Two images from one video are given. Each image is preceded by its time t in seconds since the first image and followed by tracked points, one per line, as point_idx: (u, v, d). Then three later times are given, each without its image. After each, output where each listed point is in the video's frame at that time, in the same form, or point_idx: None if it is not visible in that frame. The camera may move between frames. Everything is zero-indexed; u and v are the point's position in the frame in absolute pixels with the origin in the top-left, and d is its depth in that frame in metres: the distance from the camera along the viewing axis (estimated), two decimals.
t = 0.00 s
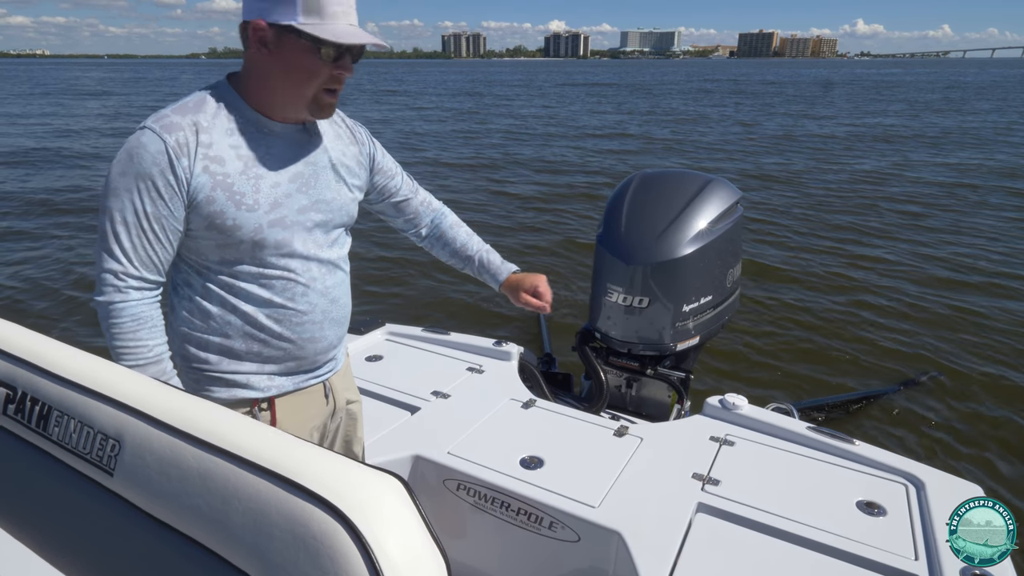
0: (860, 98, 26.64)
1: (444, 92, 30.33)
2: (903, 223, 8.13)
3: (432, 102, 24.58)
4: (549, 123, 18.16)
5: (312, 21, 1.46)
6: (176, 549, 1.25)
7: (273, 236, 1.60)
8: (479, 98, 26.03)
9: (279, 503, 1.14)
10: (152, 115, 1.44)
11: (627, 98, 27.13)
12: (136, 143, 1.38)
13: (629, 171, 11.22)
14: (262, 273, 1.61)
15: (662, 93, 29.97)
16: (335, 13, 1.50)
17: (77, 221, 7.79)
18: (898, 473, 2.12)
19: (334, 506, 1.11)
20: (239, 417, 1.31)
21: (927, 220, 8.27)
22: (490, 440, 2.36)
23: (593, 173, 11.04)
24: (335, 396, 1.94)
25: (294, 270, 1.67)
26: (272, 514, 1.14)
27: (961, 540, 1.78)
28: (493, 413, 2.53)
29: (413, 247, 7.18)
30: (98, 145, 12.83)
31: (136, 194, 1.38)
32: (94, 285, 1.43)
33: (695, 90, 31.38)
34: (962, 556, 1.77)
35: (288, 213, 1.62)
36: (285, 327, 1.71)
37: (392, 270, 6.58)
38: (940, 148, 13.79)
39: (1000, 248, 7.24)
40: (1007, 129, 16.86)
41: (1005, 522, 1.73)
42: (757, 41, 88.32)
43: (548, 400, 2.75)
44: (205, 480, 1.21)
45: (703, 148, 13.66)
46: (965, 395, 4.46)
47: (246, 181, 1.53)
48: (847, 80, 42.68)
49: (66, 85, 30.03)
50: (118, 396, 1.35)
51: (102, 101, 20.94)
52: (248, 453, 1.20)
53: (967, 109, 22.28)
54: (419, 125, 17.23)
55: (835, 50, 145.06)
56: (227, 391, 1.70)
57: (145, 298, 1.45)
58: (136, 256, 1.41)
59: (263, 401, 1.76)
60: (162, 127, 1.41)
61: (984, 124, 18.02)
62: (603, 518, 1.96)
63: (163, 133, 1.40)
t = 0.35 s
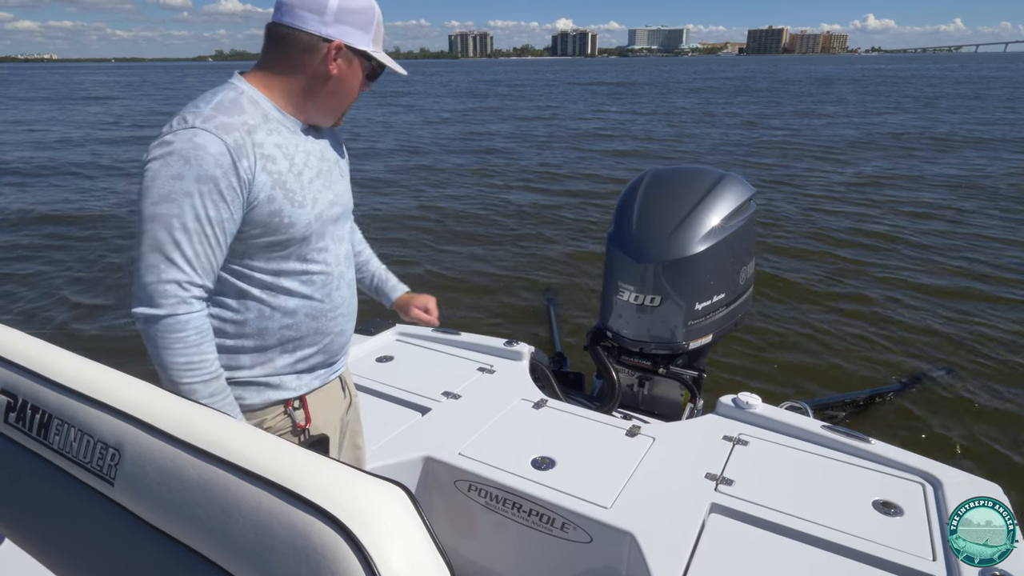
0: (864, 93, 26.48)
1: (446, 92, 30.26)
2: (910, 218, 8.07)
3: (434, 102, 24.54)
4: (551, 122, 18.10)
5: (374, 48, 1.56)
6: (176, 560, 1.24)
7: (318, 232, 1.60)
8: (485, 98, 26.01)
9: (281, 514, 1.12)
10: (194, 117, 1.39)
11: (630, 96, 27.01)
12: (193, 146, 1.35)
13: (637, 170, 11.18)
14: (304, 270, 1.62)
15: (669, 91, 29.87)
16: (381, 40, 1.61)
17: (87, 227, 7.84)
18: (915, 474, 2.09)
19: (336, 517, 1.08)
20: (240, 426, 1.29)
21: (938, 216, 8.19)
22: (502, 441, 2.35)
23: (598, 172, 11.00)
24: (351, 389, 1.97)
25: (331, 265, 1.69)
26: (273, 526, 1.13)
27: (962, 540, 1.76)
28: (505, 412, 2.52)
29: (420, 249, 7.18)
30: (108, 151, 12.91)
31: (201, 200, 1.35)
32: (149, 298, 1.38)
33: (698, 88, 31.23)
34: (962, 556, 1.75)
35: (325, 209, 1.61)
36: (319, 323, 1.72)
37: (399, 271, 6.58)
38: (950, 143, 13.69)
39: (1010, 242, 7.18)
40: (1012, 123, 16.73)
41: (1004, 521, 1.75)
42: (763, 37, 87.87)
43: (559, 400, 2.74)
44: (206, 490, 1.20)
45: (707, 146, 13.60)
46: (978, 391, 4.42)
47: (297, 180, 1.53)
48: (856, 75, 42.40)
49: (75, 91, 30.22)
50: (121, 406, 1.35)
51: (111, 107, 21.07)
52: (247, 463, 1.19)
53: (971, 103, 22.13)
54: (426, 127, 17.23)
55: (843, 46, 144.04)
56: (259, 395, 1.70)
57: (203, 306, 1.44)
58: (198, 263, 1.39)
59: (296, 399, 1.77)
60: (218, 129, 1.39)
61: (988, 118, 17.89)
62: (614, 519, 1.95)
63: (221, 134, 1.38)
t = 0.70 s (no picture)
0: (859, 89, 26.45)
1: (441, 88, 30.20)
2: (908, 215, 8.07)
3: (429, 98, 24.48)
4: (547, 118, 18.07)
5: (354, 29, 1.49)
6: (174, 557, 1.24)
7: (324, 222, 1.62)
8: (486, 94, 25.99)
9: (280, 512, 1.12)
10: (206, 111, 1.39)
11: (625, 92, 26.96)
12: (216, 138, 1.36)
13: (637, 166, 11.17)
14: (310, 260, 1.63)
15: (670, 86, 29.82)
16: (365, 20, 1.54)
17: (88, 223, 7.86)
18: (916, 470, 2.09)
19: (334, 514, 1.09)
20: (241, 424, 1.29)
21: (936, 213, 8.19)
22: (504, 437, 2.35)
23: (593, 169, 10.98)
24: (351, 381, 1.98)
25: (331, 255, 1.70)
26: (272, 524, 1.13)
27: (961, 540, 1.75)
28: (508, 409, 2.53)
29: (422, 246, 7.18)
30: (109, 148, 12.91)
31: (229, 189, 1.35)
32: (198, 293, 1.36)
33: (694, 84, 31.19)
34: (961, 556, 1.74)
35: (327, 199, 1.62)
36: (324, 313, 1.73)
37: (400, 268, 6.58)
38: (952, 138, 13.64)
39: (1006, 239, 7.19)
40: (1007, 118, 16.72)
41: (1005, 522, 1.73)
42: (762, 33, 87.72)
43: (560, 397, 2.74)
44: (204, 487, 1.21)
45: (704, 142, 13.58)
46: (978, 388, 4.43)
47: (303, 170, 1.54)
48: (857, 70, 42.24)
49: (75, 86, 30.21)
50: (121, 403, 1.35)
51: (111, 104, 21.06)
52: (247, 461, 1.19)
53: (965, 99, 22.12)
54: (427, 123, 17.22)
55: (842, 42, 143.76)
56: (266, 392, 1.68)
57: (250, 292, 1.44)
58: (238, 251, 1.39)
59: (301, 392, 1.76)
60: (234, 120, 1.39)
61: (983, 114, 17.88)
62: (616, 515, 1.95)
63: (237, 124, 1.39)
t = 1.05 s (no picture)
0: (858, 79, 26.35)
1: (439, 77, 30.07)
2: (907, 207, 8.06)
3: (427, 87, 24.39)
4: (546, 107, 18.01)
5: None
6: (176, 548, 1.24)
7: (309, 211, 1.60)
8: (488, 83, 25.88)
9: (279, 505, 1.12)
10: (179, 91, 1.40)
11: (624, 81, 26.85)
12: (181, 118, 1.35)
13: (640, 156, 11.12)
14: (294, 247, 1.61)
15: (673, 76, 29.68)
16: None
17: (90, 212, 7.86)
18: (917, 462, 2.10)
19: (334, 506, 1.08)
20: (238, 413, 1.28)
21: (936, 204, 8.17)
22: (506, 427, 2.35)
23: (592, 158, 10.94)
24: (348, 372, 1.94)
25: (321, 245, 1.68)
26: (271, 517, 1.12)
27: (961, 540, 1.72)
28: (508, 399, 2.52)
29: (423, 236, 7.16)
30: (110, 135, 12.89)
31: (189, 170, 1.34)
32: (149, 272, 1.35)
33: (693, 73, 31.05)
34: (962, 556, 1.71)
35: (317, 188, 1.60)
36: (311, 304, 1.71)
37: (401, 258, 6.56)
38: (958, 130, 13.54)
39: (1006, 231, 7.18)
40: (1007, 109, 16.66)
41: (1005, 522, 1.69)
42: (762, 22, 87.23)
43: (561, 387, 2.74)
44: (203, 479, 1.20)
45: (703, 132, 13.54)
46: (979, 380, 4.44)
47: (283, 156, 1.52)
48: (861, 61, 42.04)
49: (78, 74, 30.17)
50: (118, 393, 1.34)
51: (113, 93, 21.04)
52: (245, 452, 1.18)
53: (965, 89, 22.04)
54: (428, 112, 17.15)
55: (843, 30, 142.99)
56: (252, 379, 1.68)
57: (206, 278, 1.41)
58: (197, 235, 1.38)
59: (287, 385, 1.75)
60: (204, 101, 1.39)
61: (983, 104, 17.80)
62: (616, 505, 1.95)
63: (206, 106, 1.38)
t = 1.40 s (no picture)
0: (856, 74, 26.32)
1: (437, 73, 30.03)
2: (906, 203, 8.05)
3: (425, 84, 24.32)
4: (543, 104, 17.97)
5: None
6: (164, 552, 1.22)
7: (303, 212, 1.56)
8: (484, 80, 25.75)
9: (268, 510, 1.10)
10: (173, 89, 1.39)
11: (621, 77, 26.81)
12: (165, 116, 1.34)
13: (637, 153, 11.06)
14: (288, 247, 1.58)
15: (671, 72, 29.55)
16: None
17: (84, 209, 7.79)
18: (921, 462, 2.07)
19: (325, 512, 1.06)
20: (228, 416, 1.26)
21: (935, 200, 8.16)
22: (504, 425, 2.33)
23: (591, 154, 10.92)
24: (348, 374, 1.91)
25: (319, 246, 1.64)
26: (260, 523, 1.10)
27: (961, 540, 1.72)
28: (507, 397, 2.50)
29: (420, 233, 7.11)
30: (105, 132, 12.81)
31: (165, 169, 1.34)
32: (120, 268, 1.37)
33: (691, 70, 31.01)
34: (962, 556, 1.70)
35: (314, 188, 1.57)
36: (308, 305, 1.68)
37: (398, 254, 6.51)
38: (956, 126, 13.50)
39: (1006, 227, 7.16)
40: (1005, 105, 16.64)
41: (1005, 522, 1.69)
42: (761, 17, 87.02)
43: (561, 385, 2.72)
44: (191, 483, 1.18)
45: (701, 128, 13.52)
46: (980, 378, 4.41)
47: (276, 155, 1.49)
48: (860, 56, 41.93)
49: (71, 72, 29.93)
50: (106, 393, 1.32)
51: (106, 90, 20.88)
52: (234, 455, 1.16)
53: (962, 85, 22.03)
54: (425, 109, 17.04)
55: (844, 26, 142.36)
56: (245, 375, 1.66)
57: (174, 280, 1.42)
58: (167, 235, 1.38)
59: (282, 383, 1.72)
60: (191, 99, 1.37)
61: (981, 100, 17.78)
62: (616, 505, 1.93)
63: (193, 105, 1.36)
